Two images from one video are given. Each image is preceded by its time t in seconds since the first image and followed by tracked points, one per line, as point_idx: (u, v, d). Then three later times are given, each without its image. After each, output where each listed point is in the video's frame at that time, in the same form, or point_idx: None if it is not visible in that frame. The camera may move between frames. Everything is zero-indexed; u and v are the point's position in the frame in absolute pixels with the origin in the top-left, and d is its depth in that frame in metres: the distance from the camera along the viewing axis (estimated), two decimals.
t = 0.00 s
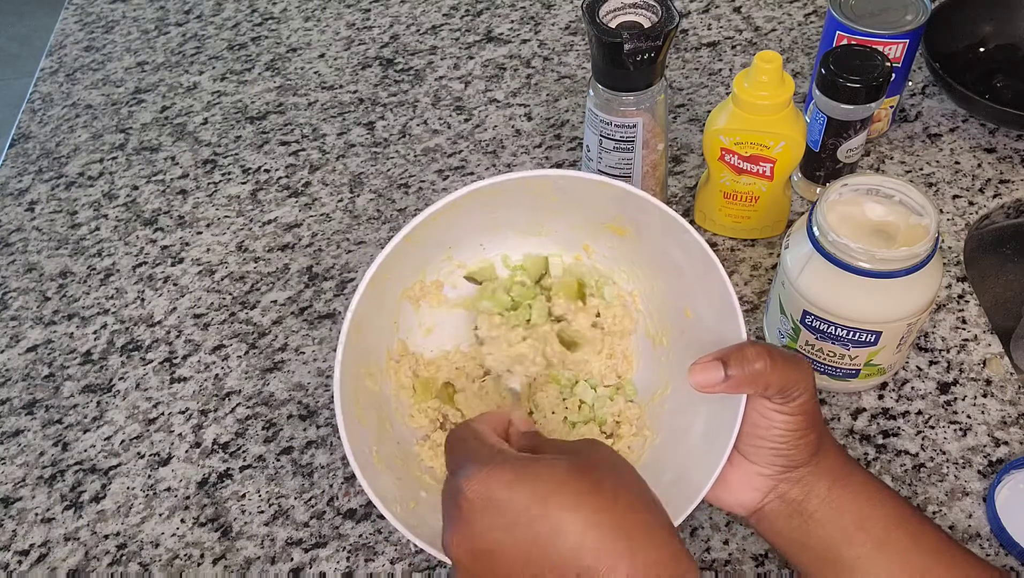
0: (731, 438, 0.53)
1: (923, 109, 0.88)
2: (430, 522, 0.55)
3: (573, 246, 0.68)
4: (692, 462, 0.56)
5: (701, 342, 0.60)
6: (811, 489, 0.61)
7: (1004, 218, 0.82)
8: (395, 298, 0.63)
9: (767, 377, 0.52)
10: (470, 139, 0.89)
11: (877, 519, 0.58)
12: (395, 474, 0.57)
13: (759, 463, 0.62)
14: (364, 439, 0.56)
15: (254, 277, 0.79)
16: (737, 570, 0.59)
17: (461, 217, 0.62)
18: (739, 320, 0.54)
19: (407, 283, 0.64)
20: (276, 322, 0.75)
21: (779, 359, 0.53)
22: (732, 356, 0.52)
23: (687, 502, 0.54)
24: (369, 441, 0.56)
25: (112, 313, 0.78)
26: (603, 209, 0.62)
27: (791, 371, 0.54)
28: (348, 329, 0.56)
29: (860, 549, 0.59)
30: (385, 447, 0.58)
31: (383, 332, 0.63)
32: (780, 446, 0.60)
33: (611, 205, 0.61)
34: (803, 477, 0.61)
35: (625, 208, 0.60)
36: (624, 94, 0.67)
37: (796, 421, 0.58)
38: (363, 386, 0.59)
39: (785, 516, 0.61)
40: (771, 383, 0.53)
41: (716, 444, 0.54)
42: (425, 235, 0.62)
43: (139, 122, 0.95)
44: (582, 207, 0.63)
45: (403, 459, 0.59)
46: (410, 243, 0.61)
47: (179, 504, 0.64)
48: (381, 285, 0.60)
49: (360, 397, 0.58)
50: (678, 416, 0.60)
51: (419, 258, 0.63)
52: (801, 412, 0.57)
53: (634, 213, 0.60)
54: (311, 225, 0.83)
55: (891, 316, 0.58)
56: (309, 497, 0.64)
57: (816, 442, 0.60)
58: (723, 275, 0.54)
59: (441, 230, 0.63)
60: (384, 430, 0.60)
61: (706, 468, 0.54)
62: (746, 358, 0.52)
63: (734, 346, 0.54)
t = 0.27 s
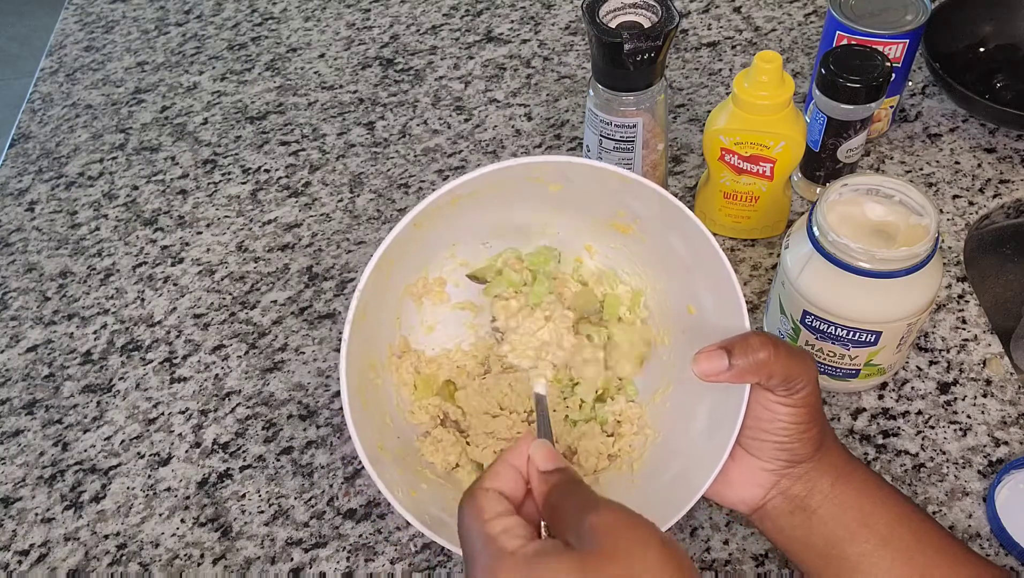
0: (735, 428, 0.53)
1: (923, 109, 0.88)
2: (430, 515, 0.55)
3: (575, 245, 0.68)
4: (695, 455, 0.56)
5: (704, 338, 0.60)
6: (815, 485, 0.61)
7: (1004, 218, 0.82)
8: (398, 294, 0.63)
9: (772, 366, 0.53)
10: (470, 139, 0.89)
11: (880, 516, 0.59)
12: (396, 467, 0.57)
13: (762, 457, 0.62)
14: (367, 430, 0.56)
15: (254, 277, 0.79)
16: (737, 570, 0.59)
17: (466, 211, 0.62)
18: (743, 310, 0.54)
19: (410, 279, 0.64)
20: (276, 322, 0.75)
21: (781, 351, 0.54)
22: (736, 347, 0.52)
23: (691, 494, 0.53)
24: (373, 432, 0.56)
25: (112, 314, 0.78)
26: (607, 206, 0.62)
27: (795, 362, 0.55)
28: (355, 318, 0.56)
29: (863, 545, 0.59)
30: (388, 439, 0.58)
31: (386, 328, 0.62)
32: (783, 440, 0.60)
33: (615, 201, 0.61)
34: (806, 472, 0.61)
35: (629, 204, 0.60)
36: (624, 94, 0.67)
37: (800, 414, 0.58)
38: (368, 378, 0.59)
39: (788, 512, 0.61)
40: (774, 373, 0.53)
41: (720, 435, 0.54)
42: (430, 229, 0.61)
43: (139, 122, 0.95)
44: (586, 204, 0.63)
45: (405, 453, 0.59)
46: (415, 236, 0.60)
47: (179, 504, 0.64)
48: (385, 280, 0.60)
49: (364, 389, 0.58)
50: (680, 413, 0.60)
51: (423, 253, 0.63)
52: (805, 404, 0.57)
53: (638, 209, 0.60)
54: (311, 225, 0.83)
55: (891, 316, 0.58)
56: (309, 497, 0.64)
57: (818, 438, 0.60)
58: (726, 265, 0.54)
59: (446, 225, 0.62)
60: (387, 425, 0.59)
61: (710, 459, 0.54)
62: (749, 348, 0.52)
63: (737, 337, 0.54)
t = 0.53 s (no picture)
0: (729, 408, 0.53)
1: (923, 109, 0.88)
2: (430, 501, 0.55)
3: (576, 255, 0.70)
4: (692, 444, 0.56)
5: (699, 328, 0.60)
6: (815, 477, 0.62)
7: (1004, 217, 0.82)
8: (405, 302, 0.66)
9: (762, 345, 0.53)
10: (470, 139, 0.89)
11: (880, 511, 0.59)
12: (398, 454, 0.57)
13: (761, 450, 0.63)
14: (371, 415, 0.56)
15: (254, 277, 0.79)
16: (737, 570, 0.59)
17: (466, 217, 0.64)
18: (732, 294, 0.54)
19: (417, 287, 0.66)
20: (276, 322, 0.75)
21: (772, 332, 0.54)
22: (727, 330, 0.53)
23: (687, 477, 0.53)
24: (375, 418, 0.57)
25: (112, 313, 0.78)
26: (601, 209, 0.63)
27: (786, 342, 0.55)
28: (357, 309, 0.57)
29: (864, 540, 0.59)
30: (392, 432, 0.59)
31: (393, 334, 0.65)
32: (781, 430, 0.61)
33: (608, 201, 0.62)
34: (806, 465, 0.62)
35: (621, 203, 0.61)
36: (624, 94, 0.67)
37: (795, 401, 0.58)
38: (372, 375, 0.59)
39: (789, 505, 0.62)
40: (766, 352, 0.54)
41: (715, 417, 0.55)
42: (432, 235, 0.64)
43: (139, 122, 0.95)
44: (582, 209, 0.64)
45: (409, 449, 0.59)
46: (416, 238, 0.62)
47: (179, 504, 0.64)
48: (388, 277, 0.61)
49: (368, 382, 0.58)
50: (680, 409, 0.60)
51: (427, 261, 0.66)
52: (799, 388, 0.57)
53: (630, 208, 0.61)
54: (311, 225, 0.83)
55: (891, 316, 0.58)
56: (309, 497, 0.64)
57: (816, 428, 0.61)
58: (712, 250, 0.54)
59: (448, 231, 0.65)
60: (391, 421, 0.60)
61: (706, 443, 0.54)
62: (739, 330, 0.53)
63: (728, 320, 0.54)
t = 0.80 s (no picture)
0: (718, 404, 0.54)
1: (923, 109, 0.88)
2: (427, 510, 0.55)
3: (576, 272, 0.71)
4: (686, 447, 0.56)
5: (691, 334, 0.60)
6: (813, 477, 0.61)
7: (1004, 218, 0.82)
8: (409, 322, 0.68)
9: (745, 345, 0.53)
10: (470, 139, 0.89)
11: (880, 509, 0.59)
12: (394, 465, 0.58)
13: (758, 449, 0.62)
14: (366, 425, 0.58)
15: (254, 277, 0.79)
16: (737, 570, 0.59)
17: (463, 237, 0.67)
18: (715, 296, 0.55)
19: (421, 308, 0.69)
20: (276, 322, 0.75)
21: (753, 328, 0.54)
22: (710, 329, 0.53)
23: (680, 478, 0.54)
24: (373, 428, 0.58)
25: (112, 313, 0.78)
26: (591, 223, 0.65)
27: (769, 340, 0.55)
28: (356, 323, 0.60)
29: (864, 539, 0.59)
30: (392, 444, 0.60)
31: (398, 352, 0.66)
32: (775, 427, 0.60)
33: (595, 213, 0.63)
34: (803, 464, 0.61)
35: (606, 214, 0.63)
36: (624, 94, 0.67)
37: (786, 398, 0.58)
38: (374, 390, 0.61)
39: (787, 505, 0.61)
40: (749, 350, 0.54)
41: (707, 414, 0.56)
42: (430, 257, 0.67)
43: (139, 122, 0.95)
44: (574, 224, 0.66)
45: (409, 461, 0.60)
46: (415, 259, 0.65)
47: (179, 504, 0.64)
48: (390, 298, 0.64)
49: (368, 395, 0.60)
50: (676, 415, 0.61)
51: (429, 281, 0.68)
52: (789, 384, 0.57)
53: (616, 218, 0.62)
54: (311, 225, 0.83)
55: (891, 316, 0.58)
56: (309, 497, 0.64)
57: (810, 426, 0.60)
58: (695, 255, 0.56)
59: (446, 253, 0.68)
60: (393, 435, 0.61)
61: (698, 443, 0.55)
62: (721, 329, 0.53)
63: (711, 320, 0.55)
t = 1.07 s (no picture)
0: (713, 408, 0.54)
1: (923, 109, 0.87)
2: (423, 518, 0.55)
3: (568, 278, 0.71)
4: (680, 453, 0.56)
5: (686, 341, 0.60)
6: (810, 481, 0.61)
7: (1004, 217, 0.82)
8: (402, 330, 0.68)
9: (741, 347, 0.53)
10: (470, 139, 0.89)
11: (877, 512, 0.59)
12: (389, 473, 0.58)
13: (755, 453, 0.62)
14: (361, 433, 0.57)
15: (254, 277, 0.79)
16: (737, 570, 0.59)
17: (455, 244, 0.66)
18: (710, 301, 0.55)
19: (413, 316, 0.68)
20: (276, 322, 0.75)
21: (750, 331, 0.54)
22: (706, 332, 0.54)
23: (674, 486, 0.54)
24: (366, 435, 0.58)
25: (112, 313, 0.78)
26: (583, 228, 0.65)
27: (765, 343, 0.55)
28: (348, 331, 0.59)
29: (862, 543, 0.59)
30: (386, 452, 0.60)
31: (390, 361, 0.66)
32: (772, 431, 0.60)
33: (587, 219, 0.63)
34: (800, 468, 0.61)
35: (600, 220, 0.63)
36: (624, 94, 0.67)
37: (783, 401, 0.58)
38: (366, 399, 0.61)
39: (784, 509, 0.61)
40: (745, 353, 0.54)
41: (701, 419, 0.56)
42: (422, 265, 0.66)
43: (139, 122, 0.95)
44: (566, 230, 0.66)
45: (404, 469, 0.60)
46: (406, 268, 0.65)
47: (179, 504, 0.64)
48: (381, 306, 0.64)
49: (360, 404, 0.60)
50: (670, 421, 0.61)
51: (422, 289, 0.68)
52: (785, 388, 0.57)
53: (609, 223, 0.62)
54: (311, 225, 0.83)
55: (891, 316, 0.58)
56: (309, 497, 0.64)
57: (807, 430, 0.60)
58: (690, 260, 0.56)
59: (439, 262, 0.67)
60: (387, 443, 0.61)
61: (693, 447, 0.55)
62: (717, 332, 0.53)
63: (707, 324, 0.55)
